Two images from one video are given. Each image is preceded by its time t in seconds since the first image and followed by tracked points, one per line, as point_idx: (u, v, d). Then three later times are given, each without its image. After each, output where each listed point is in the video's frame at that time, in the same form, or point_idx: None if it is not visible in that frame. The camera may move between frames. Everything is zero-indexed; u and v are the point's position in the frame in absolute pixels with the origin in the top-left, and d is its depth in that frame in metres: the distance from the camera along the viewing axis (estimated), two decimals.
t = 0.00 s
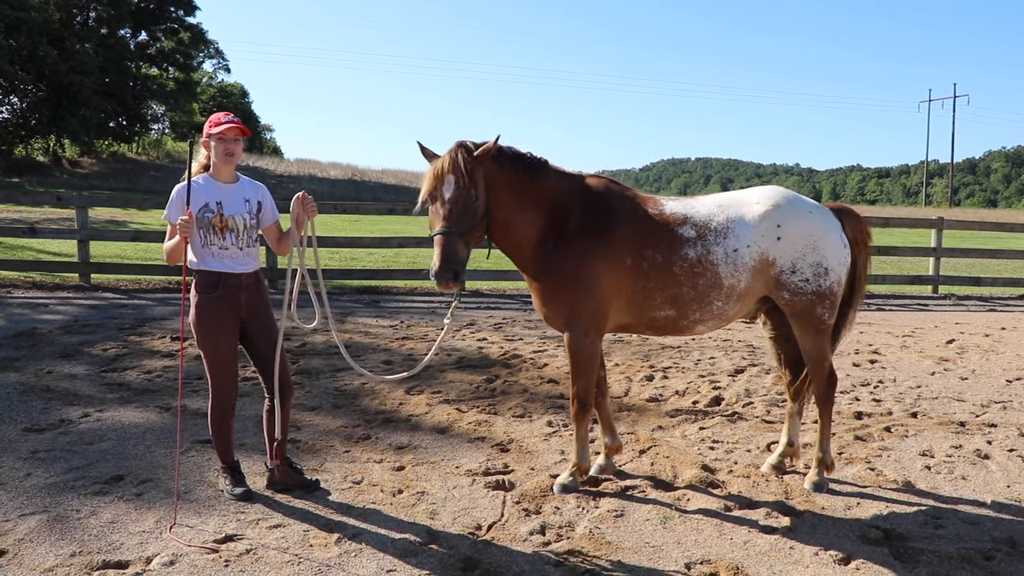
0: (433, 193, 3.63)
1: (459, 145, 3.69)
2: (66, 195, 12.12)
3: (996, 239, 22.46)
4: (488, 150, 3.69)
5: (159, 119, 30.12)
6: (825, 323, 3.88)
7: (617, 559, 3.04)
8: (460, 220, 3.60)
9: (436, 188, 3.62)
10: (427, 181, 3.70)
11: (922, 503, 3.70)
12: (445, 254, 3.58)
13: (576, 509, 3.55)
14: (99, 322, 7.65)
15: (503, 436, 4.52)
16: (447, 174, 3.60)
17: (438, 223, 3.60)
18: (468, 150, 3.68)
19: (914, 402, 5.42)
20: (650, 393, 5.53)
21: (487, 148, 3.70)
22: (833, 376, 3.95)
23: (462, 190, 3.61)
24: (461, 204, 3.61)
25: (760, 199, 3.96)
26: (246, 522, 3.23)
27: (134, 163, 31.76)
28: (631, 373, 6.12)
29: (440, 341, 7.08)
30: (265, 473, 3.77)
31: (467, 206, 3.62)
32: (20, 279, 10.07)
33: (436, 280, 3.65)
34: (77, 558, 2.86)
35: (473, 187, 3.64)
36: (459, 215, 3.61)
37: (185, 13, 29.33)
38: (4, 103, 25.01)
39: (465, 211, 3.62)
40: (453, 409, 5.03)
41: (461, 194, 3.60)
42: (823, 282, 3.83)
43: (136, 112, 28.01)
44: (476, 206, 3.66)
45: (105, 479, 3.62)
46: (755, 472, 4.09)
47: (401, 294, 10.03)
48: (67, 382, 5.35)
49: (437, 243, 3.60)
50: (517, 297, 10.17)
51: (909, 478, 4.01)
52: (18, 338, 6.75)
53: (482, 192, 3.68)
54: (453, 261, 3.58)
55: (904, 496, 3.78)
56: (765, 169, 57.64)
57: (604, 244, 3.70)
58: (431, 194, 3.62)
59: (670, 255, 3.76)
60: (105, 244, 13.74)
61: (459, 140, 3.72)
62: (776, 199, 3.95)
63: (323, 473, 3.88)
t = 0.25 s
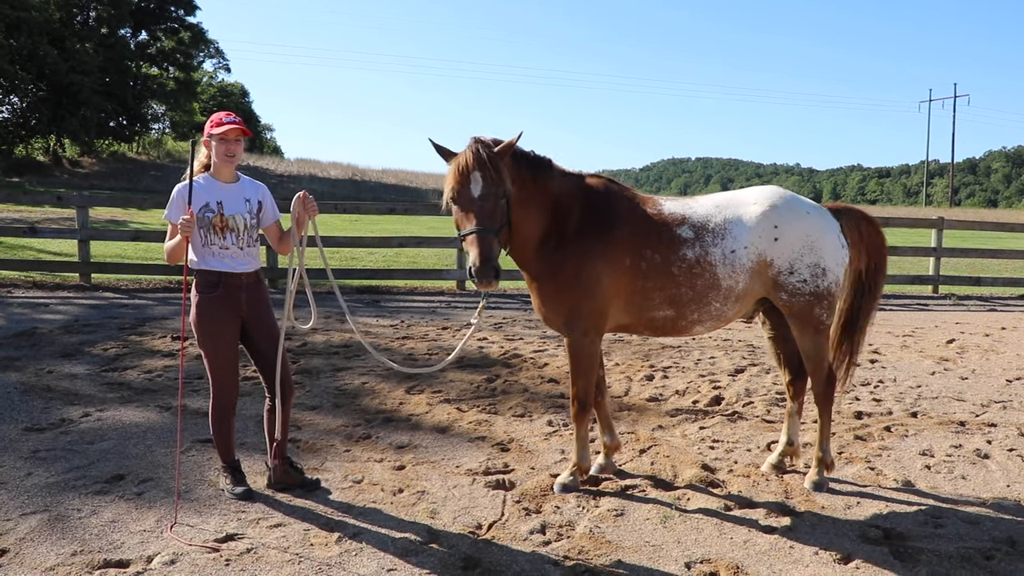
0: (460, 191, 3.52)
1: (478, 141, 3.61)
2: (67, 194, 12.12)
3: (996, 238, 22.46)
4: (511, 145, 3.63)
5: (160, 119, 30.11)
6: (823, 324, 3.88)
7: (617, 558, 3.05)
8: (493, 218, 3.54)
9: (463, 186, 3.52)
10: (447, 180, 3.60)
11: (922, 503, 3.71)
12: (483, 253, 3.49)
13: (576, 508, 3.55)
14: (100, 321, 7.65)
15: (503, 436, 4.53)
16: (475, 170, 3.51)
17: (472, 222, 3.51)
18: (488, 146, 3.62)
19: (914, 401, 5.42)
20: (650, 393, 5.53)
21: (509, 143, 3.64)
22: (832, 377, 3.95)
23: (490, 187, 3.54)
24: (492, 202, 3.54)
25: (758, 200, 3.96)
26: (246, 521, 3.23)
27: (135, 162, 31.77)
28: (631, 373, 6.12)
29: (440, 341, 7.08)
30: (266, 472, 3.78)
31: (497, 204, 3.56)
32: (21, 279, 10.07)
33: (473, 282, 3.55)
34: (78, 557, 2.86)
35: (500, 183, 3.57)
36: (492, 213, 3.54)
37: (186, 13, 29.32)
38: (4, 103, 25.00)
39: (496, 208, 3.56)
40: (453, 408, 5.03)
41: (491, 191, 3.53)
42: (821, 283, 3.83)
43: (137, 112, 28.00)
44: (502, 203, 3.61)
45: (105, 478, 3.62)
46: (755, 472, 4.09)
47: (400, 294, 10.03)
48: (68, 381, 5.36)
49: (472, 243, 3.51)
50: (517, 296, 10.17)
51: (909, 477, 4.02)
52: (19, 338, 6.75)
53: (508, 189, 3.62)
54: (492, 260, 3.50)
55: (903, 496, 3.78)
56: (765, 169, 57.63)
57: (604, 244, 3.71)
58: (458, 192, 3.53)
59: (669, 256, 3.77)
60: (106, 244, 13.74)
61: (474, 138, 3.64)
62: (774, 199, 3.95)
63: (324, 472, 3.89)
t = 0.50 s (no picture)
0: (482, 189, 3.51)
1: (493, 139, 3.60)
2: (67, 194, 12.12)
3: (998, 239, 22.43)
4: (526, 142, 3.63)
5: (160, 118, 30.10)
6: (823, 324, 3.89)
7: (618, 558, 3.05)
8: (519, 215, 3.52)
9: (484, 184, 3.51)
10: (467, 179, 3.60)
11: (922, 503, 3.71)
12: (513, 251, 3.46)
13: (577, 508, 3.56)
14: (100, 321, 7.65)
15: (504, 435, 4.53)
16: (494, 168, 3.49)
17: (498, 220, 3.49)
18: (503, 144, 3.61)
19: (914, 401, 5.42)
20: (651, 392, 5.53)
21: (524, 140, 3.64)
22: (832, 376, 3.96)
23: (511, 184, 3.51)
24: (516, 199, 3.52)
25: (757, 199, 3.96)
26: (247, 520, 3.24)
27: (135, 162, 31.77)
28: (631, 373, 6.12)
29: (440, 340, 7.09)
30: (266, 471, 3.79)
31: (520, 201, 3.53)
32: (22, 278, 10.08)
33: (503, 282, 3.50)
34: (80, 555, 2.87)
35: (522, 180, 3.55)
36: (518, 211, 3.52)
37: (186, 13, 29.32)
38: (5, 102, 25.01)
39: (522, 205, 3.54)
40: (454, 408, 5.04)
41: (514, 188, 3.51)
42: (820, 283, 3.84)
43: (137, 111, 28.01)
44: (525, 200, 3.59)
45: (107, 477, 3.63)
46: (755, 471, 4.09)
47: (401, 294, 10.03)
48: (69, 380, 5.36)
49: (501, 241, 3.48)
50: (517, 296, 10.17)
51: (909, 477, 4.02)
52: (19, 337, 6.76)
53: (529, 186, 3.60)
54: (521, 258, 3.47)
55: (903, 495, 3.79)
56: (766, 169, 57.62)
57: (605, 245, 3.71)
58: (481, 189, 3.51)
59: (669, 255, 3.77)
60: (106, 243, 13.75)
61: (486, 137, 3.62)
62: (774, 200, 3.95)
63: (324, 471, 3.89)
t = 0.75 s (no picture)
0: (490, 190, 3.52)
1: (501, 139, 3.60)
2: (70, 193, 12.14)
3: (1000, 239, 22.41)
4: (533, 144, 3.64)
5: (162, 118, 30.12)
6: (824, 324, 3.89)
7: (618, 557, 3.06)
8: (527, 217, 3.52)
9: (492, 185, 3.52)
10: (475, 180, 3.61)
11: (923, 503, 3.71)
12: (521, 253, 3.47)
13: (578, 507, 3.56)
14: (102, 320, 7.66)
15: (505, 435, 4.54)
16: (502, 169, 3.50)
17: (506, 221, 3.49)
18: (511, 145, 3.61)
19: (915, 402, 5.42)
20: (652, 392, 5.54)
21: (531, 142, 3.64)
22: (833, 377, 3.97)
23: (518, 184, 3.52)
24: (524, 200, 3.52)
25: (758, 200, 3.97)
26: (249, 519, 3.24)
27: (137, 161, 31.80)
28: (632, 373, 6.13)
29: (442, 340, 7.09)
30: (268, 470, 3.79)
31: (528, 202, 3.54)
32: (24, 278, 10.09)
33: (507, 283, 3.51)
34: (82, 554, 2.88)
35: (528, 181, 3.56)
36: (525, 212, 3.52)
37: (188, 13, 29.37)
38: (7, 101, 25.04)
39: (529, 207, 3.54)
40: (455, 407, 5.04)
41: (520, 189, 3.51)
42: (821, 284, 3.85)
43: (139, 111, 28.05)
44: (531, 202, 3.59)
45: (109, 476, 3.64)
46: (756, 471, 4.10)
47: (402, 294, 10.04)
48: (71, 380, 5.37)
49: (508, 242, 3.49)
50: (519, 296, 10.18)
51: (910, 478, 4.02)
52: (22, 336, 6.77)
53: (536, 187, 3.61)
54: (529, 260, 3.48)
55: (904, 495, 3.79)
56: (767, 169, 57.62)
57: (607, 245, 3.71)
58: (489, 190, 3.52)
59: (671, 256, 3.77)
60: (108, 243, 13.77)
61: (493, 137, 3.61)
62: (774, 200, 3.96)
63: (326, 471, 3.90)
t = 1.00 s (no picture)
0: (488, 196, 3.53)
1: (500, 144, 3.60)
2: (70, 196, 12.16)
3: (999, 241, 22.45)
4: (532, 149, 3.65)
5: (162, 120, 30.15)
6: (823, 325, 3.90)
7: (618, 559, 3.06)
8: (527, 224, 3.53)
9: (490, 190, 3.53)
10: (474, 184, 3.62)
11: (922, 504, 3.72)
12: (520, 260, 3.48)
13: (578, 509, 3.57)
14: (103, 323, 7.67)
15: (505, 437, 4.54)
16: (501, 174, 3.51)
17: (504, 227, 3.49)
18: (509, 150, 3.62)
19: (915, 403, 5.43)
20: (652, 395, 5.55)
21: (530, 147, 3.65)
22: (831, 378, 3.98)
23: (517, 190, 3.53)
24: (522, 206, 3.53)
25: (757, 202, 3.98)
26: (250, 522, 3.25)
27: (137, 164, 31.82)
28: (632, 375, 6.13)
29: (442, 342, 7.10)
30: (268, 473, 3.80)
31: (526, 208, 3.55)
32: (24, 280, 10.10)
33: (506, 290, 3.52)
34: (83, 557, 2.88)
35: (527, 187, 3.57)
36: (524, 218, 3.53)
37: (189, 15, 29.44)
38: (8, 104, 25.07)
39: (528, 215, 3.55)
40: (455, 410, 5.05)
41: (518, 195, 3.52)
42: (820, 285, 3.86)
43: (139, 113, 28.09)
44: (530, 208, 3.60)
45: (109, 479, 3.64)
46: (756, 473, 4.10)
47: (402, 296, 10.05)
48: (71, 382, 5.38)
49: (507, 249, 3.50)
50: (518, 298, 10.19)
51: (910, 479, 4.03)
52: (22, 339, 6.78)
53: (534, 193, 3.62)
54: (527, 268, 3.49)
55: (904, 497, 3.80)
56: (767, 171, 57.66)
57: (607, 248, 3.72)
58: (487, 196, 3.53)
59: (670, 258, 3.78)
60: (108, 245, 13.78)
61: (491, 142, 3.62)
62: (773, 202, 3.97)
63: (326, 473, 3.90)
